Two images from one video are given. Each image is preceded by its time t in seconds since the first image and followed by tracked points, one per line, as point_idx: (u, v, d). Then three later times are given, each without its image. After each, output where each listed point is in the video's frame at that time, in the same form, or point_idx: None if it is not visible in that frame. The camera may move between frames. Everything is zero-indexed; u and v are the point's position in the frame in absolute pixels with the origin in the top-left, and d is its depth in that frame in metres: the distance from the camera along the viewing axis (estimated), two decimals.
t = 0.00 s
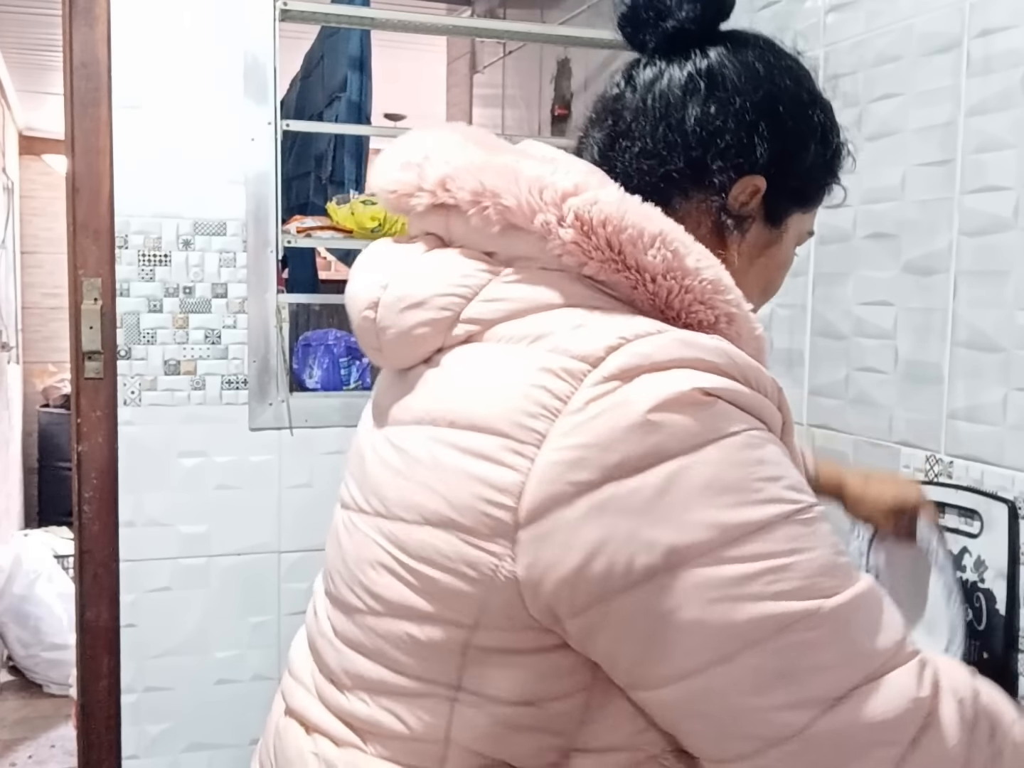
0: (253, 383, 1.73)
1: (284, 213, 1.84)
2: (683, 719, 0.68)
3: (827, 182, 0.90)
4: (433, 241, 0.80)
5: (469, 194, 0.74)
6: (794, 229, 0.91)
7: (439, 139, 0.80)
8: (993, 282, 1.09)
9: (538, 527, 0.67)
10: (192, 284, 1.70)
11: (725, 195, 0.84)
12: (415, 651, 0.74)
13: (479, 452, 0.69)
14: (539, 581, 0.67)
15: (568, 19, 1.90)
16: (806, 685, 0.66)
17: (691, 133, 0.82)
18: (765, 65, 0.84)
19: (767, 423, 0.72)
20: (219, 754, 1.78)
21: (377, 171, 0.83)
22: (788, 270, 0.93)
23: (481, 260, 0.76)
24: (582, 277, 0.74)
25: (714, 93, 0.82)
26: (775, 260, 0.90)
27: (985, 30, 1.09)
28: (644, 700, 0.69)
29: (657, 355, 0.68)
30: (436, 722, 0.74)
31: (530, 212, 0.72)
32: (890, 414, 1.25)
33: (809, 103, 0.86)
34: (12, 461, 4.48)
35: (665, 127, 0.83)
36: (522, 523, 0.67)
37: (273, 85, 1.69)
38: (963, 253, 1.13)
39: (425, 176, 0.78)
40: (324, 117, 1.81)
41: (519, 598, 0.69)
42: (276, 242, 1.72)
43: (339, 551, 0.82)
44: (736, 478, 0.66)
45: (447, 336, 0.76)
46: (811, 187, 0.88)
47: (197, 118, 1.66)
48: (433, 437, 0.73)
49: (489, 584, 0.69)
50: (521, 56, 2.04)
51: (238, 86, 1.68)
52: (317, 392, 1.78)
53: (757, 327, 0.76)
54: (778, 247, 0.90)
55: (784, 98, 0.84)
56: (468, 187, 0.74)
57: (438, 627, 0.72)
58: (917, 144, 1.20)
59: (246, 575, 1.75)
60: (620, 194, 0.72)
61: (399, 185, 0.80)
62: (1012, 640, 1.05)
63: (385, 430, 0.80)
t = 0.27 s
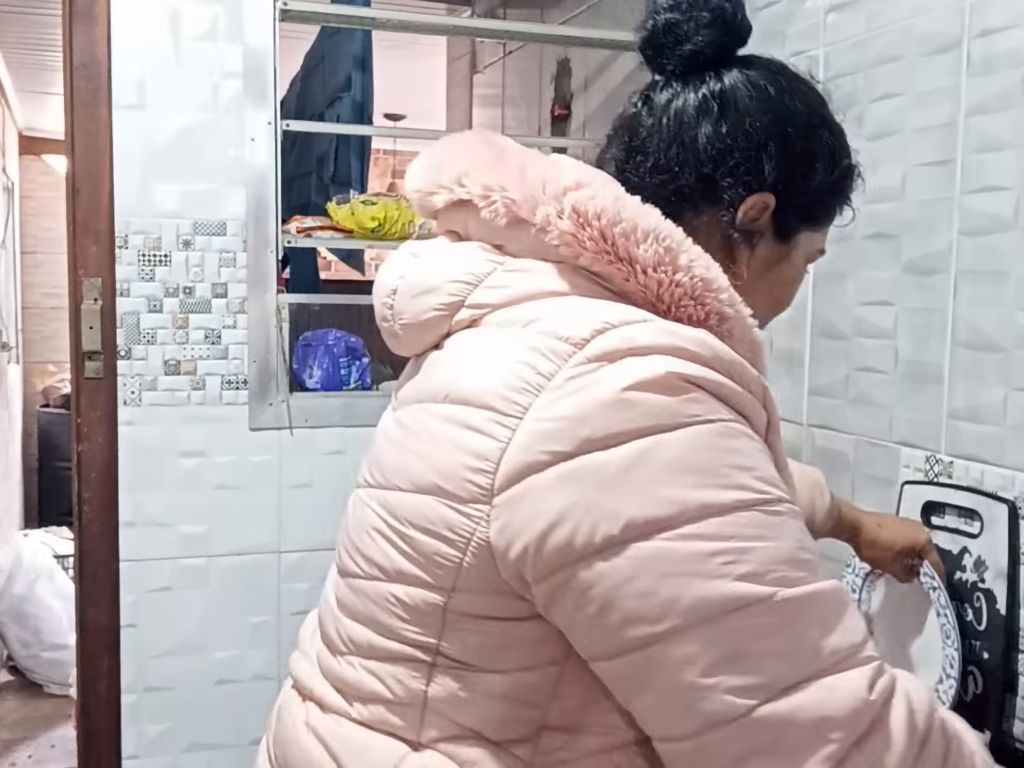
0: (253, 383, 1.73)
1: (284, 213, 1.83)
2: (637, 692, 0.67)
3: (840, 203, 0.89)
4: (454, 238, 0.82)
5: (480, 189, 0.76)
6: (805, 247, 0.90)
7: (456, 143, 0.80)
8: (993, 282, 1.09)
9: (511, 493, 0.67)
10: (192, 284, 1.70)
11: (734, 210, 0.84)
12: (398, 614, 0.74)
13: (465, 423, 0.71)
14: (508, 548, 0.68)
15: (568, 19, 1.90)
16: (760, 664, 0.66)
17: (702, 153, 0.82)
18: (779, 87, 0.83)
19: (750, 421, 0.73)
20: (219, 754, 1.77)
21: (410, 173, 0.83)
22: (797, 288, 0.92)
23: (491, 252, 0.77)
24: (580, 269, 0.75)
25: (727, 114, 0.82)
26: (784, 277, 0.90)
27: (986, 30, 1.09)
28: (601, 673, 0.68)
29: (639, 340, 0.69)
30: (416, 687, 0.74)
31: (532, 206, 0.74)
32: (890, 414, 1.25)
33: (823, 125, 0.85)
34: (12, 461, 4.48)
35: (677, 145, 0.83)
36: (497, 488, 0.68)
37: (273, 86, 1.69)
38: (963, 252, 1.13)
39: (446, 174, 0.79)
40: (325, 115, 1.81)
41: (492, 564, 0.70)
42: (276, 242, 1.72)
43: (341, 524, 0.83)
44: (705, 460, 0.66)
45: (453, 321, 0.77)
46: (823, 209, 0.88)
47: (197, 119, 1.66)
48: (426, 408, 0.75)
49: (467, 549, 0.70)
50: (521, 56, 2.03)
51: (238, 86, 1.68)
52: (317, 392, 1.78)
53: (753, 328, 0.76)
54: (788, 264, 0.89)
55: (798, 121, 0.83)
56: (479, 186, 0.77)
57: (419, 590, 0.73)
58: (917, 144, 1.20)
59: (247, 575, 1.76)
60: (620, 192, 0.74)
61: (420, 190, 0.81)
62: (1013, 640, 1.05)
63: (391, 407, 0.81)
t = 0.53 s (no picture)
0: (253, 383, 1.73)
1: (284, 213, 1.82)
2: (626, 688, 0.67)
3: (844, 207, 0.88)
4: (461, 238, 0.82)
5: (485, 191, 0.77)
6: (807, 250, 0.88)
7: (463, 144, 0.81)
8: (992, 282, 1.09)
9: (507, 489, 0.67)
10: (192, 284, 1.70)
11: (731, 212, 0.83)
12: (395, 606, 0.74)
13: (465, 419, 0.71)
14: (502, 544, 0.68)
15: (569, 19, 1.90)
16: (745, 665, 0.66)
17: (700, 157, 0.83)
18: (782, 92, 0.83)
19: (747, 426, 0.73)
20: (219, 754, 1.77)
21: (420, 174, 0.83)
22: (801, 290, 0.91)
23: (497, 252, 0.77)
24: (582, 271, 0.75)
25: (726, 118, 0.82)
26: (786, 279, 0.89)
27: (985, 30, 1.09)
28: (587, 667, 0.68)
29: (637, 342, 0.69)
30: (412, 676, 0.75)
31: (536, 207, 0.74)
32: (890, 414, 1.25)
33: (826, 130, 0.84)
34: (13, 462, 4.48)
35: (677, 149, 0.84)
36: (493, 484, 0.68)
37: (273, 86, 1.69)
38: (963, 253, 1.13)
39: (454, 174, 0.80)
40: (325, 115, 1.80)
41: (487, 560, 0.69)
42: (276, 242, 1.72)
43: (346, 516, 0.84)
44: (698, 466, 0.66)
45: (457, 320, 0.77)
46: (826, 213, 0.87)
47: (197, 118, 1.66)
48: (430, 404, 0.75)
49: (463, 543, 0.70)
50: (521, 56, 2.04)
51: (238, 86, 1.68)
52: (318, 392, 1.78)
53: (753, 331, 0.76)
54: (789, 266, 0.88)
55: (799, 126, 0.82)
56: (485, 186, 0.77)
57: (417, 583, 0.73)
58: (917, 145, 1.20)
59: (247, 575, 1.76)
60: (623, 195, 0.74)
61: (428, 190, 0.82)
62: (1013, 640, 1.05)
63: (395, 402, 0.81)
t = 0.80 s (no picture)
0: (253, 383, 1.73)
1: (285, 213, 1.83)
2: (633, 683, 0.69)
3: (849, 210, 0.85)
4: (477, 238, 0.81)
5: (512, 193, 0.76)
6: (813, 253, 0.86)
7: (482, 144, 0.80)
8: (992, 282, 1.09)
9: (552, 506, 0.68)
10: (192, 284, 1.70)
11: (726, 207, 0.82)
12: (421, 618, 0.74)
13: (502, 433, 0.71)
14: (545, 561, 0.68)
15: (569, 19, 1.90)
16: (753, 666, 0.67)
17: (693, 152, 0.83)
18: (782, 93, 0.82)
19: (776, 440, 0.74)
20: (219, 754, 1.77)
21: (431, 172, 0.83)
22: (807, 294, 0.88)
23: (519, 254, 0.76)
24: (612, 279, 0.75)
25: (719, 114, 0.83)
26: (791, 282, 0.86)
27: (985, 30, 1.09)
28: (622, 688, 0.71)
29: (680, 360, 0.69)
30: (433, 689, 0.74)
31: (568, 213, 0.74)
32: (890, 414, 1.25)
33: (823, 128, 0.83)
34: (13, 462, 4.48)
35: (671, 146, 0.84)
36: (535, 500, 0.68)
37: (273, 86, 1.69)
38: (963, 253, 1.13)
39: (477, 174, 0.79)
40: (325, 115, 1.80)
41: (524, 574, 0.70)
42: (276, 242, 1.72)
43: (356, 522, 0.83)
44: (737, 489, 0.68)
45: (479, 325, 0.76)
46: (828, 214, 0.84)
47: (196, 118, 1.66)
48: (459, 417, 0.74)
49: (499, 558, 0.70)
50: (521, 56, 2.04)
51: (238, 86, 1.68)
52: (317, 392, 1.78)
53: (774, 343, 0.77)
54: (793, 269, 0.86)
55: (793, 122, 0.82)
56: (512, 189, 0.76)
57: (445, 595, 0.72)
58: (917, 144, 1.20)
59: (246, 576, 1.75)
60: (657, 204, 0.74)
61: (444, 189, 0.81)
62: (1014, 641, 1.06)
63: (407, 408, 0.81)
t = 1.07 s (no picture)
0: (253, 383, 1.73)
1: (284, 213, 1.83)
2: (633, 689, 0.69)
3: (855, 217, 0.85)
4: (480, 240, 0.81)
5: (518, 196, 0.75)
6: (818, 261, 0.86)
7: (488, 144, 0.80)
8: (992, 282, 1.09)
9: (556, 521, 0.68)
10: (192, 284, 1.70)
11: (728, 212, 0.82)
12: (416, 627, 0.74)
13: (504, 444, 0.70)
14: (547, 576, 0.68)
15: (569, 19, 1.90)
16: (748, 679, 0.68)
17: (696, 155, 0.83)
18: (791, 97, 0.82)
19: (779, 452, 0.75)
20: (218, 754, 1.77)
21: (438, 173, 0.83)
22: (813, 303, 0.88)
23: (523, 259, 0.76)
24: (617, 285, 0.75)
25: (726, 117, 0.82)
26: (795, 289, 0.86)
27: (985, 30, 1.09)
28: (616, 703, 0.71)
29: (688, 373, 0.70)
30: (426, 698, 0.74)
31: (573, 217, 0.73)
32: (890, 414, 1.25)
33: (832, 133, 0.82)
34: (12, 462, 4.48)
35: (676, 148, 0.84)
36: (537, 515, 0.68)
37: (273, 86, 1.69)
38: (963, 252, 1.13)
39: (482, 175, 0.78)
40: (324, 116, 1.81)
41: (523, 587, 0.70)
42: (276, 242, 1.72)
43: (352, 524, 0.83)
44: (744, 508, 0.69)
45: (482, 328, 0.76)
46: (833, 221, 0.84)
47: (196, 118, 1.66)
48: (462, 424, 0.74)
49: (497, 571, 0.70)
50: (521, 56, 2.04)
51: (238, 87, 1.68)
52: (318, 392, 1.78)
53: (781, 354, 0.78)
54: (798, 276, 0.86)
55: (801, 127, 0.81)
56: (518, 190, 0.76)
57: (442, 606, 0.72)
58: (917, 144, 1.20)
59: (247, 576, 1.75)
60: (663, 210, 0.74)
61: (449, 189, 0.81)
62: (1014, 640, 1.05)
63: (410, 411, 0.81)
